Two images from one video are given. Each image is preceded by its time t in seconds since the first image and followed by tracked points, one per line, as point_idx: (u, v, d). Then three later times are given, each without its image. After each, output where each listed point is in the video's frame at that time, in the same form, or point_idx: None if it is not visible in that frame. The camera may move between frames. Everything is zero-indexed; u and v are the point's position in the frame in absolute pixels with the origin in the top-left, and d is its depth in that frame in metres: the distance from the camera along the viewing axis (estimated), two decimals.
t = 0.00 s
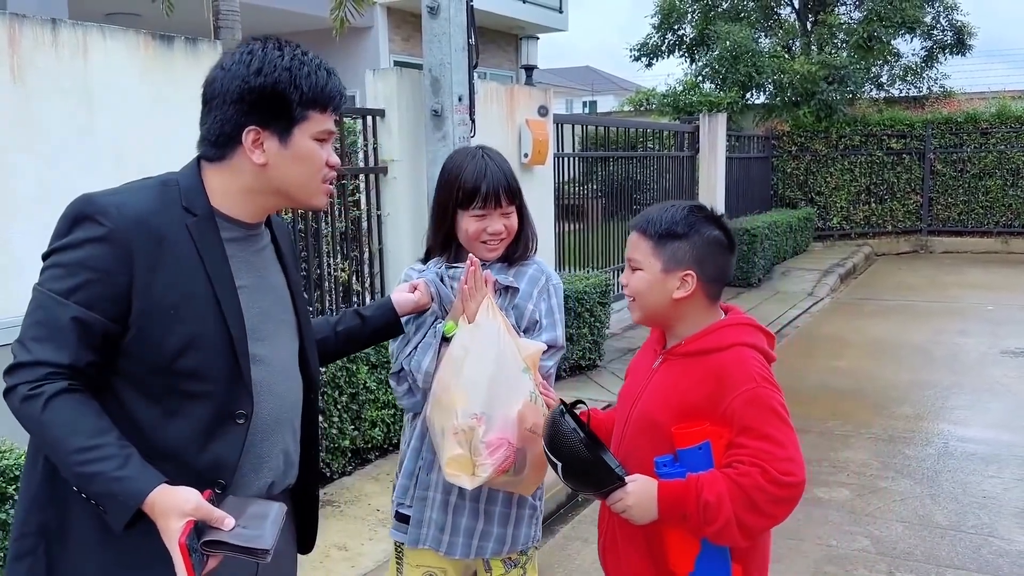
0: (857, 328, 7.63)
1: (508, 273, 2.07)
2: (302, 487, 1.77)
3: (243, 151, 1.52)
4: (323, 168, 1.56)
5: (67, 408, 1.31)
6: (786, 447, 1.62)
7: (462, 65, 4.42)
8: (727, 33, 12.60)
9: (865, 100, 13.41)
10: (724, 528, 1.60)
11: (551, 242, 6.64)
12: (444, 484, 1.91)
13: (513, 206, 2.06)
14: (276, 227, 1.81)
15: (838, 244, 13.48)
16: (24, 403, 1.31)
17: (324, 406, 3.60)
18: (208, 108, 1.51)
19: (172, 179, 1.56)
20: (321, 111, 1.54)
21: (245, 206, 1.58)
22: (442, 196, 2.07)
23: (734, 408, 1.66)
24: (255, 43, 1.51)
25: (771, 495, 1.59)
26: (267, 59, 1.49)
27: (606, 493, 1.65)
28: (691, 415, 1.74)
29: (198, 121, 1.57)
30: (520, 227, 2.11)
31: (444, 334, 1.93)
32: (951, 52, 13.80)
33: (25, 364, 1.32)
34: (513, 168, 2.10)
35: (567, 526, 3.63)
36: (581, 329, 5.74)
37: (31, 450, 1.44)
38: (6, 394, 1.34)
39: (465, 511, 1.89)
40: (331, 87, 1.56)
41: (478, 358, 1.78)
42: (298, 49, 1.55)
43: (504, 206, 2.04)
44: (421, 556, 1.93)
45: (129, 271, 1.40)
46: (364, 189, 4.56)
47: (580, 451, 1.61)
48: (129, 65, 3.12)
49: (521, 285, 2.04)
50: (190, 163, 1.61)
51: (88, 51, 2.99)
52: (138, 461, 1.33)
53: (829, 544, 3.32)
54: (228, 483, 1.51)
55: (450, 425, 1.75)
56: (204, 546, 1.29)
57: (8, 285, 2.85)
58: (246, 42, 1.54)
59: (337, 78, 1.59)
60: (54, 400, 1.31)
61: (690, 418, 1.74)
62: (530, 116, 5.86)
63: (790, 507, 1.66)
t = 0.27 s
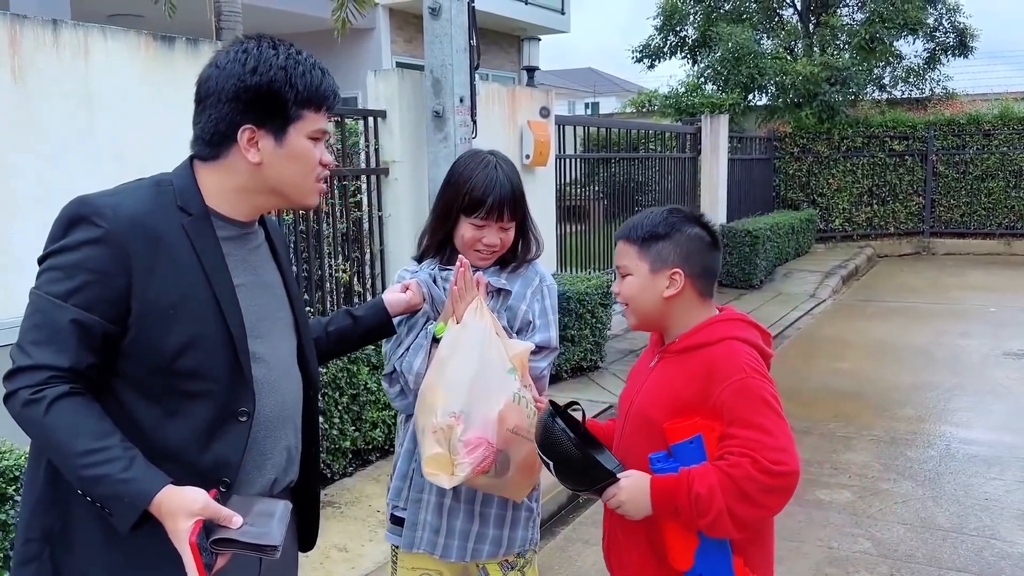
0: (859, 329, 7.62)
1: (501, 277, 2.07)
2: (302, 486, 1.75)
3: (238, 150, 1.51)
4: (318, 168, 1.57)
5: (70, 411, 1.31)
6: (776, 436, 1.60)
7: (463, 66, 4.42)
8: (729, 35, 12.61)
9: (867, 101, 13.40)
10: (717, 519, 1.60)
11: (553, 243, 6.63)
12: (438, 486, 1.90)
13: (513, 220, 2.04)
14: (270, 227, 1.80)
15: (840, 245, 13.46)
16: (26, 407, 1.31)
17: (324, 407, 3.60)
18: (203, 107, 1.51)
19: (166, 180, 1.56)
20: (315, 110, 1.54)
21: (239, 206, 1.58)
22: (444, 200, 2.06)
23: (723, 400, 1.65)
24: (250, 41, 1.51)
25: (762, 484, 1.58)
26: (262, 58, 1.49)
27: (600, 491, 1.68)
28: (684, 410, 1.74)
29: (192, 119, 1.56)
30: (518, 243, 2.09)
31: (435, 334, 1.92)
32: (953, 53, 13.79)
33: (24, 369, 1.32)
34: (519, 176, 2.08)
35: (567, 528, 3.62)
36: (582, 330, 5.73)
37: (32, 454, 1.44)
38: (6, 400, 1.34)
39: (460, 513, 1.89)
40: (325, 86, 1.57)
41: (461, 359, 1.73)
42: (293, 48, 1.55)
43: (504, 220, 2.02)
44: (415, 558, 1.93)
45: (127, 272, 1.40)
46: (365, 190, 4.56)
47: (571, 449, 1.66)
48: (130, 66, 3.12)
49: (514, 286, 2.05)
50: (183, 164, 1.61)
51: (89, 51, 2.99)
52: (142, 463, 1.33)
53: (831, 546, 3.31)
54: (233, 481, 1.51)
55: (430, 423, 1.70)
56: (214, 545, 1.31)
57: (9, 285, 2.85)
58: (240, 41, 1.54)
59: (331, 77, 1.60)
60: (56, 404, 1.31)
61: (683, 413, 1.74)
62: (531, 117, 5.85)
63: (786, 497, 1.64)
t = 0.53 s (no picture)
0: (859, 331, 7.60)
1: (505, 277, 2.06)
2: (301, 486, 1.73)
3: (226, 149, 1.51)
4: (308, 166, 1.56)
5: (65, 413, 1.30)
6: (796, 453, 1.58)
7: (464, 67, 4.41)
8: (730, 36, 12.62)
9: (868, 103, 13.39)
10: (730, 533, 1.58)
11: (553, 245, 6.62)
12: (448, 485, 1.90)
13: (519, 223, 2.03)
14: (266, 225, 1.79)
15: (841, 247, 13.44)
16: (20, 410, 1.30)
17: (323, 409, 3.59)
18: (191, 106, 1.50)
19: (157, 180, 1.55)
20: (304, 107, 1.54)
21: (231, 205, 1.57)
22: (450, 201, 2.05)
23: (743, 410, 1.63)
24: (238, 40, 1.51)
25: (777, 501, 1.56)
26: (249, 56, 1.48)
27: (608, 495, 1.67)
28: (702, 418, 1.72)
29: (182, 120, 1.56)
30: (525, 241, 2.08)
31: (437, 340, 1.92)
32: (954, 55, 13.79)
33: (18, 372, 1.31)
34: (526, 177, 2.06)
35: (568, 530, 3.61)
36: (582, 332, 5.72)
37: (29, 458, 1.43)
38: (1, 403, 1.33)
39: (471, 512, 1.88)
40: (314, 84, 1.56)
41: (456, 368, 1.72)
42: (282, 46, 1.55)
43: (509, 223, 2.01)
44: (430, 557, 1.93)
45: (120, 272, 1.39)
46: (365, 191, 4.55)
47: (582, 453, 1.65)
48: (130, 66, 3.11)
49: (519, 285, 2.04)
50: (174, 165, 1.60)
51: (89, 52, 2.98)
52: (140, 464, 1.32)
53: (832, 549, 3.30)
54: (231, 481, 1.50)
55: (424, 431, 1.70)
56: (213, 544, 1.30)
57: (7, 286, 2.85)
58: (229, 40, 1.54)
59: (321, 75, 1.59)
60: (51, 406, 1.30)
61: (701, 421, 1.72)
62: (532, 118, 5.85)
63: (803, 515, 1.62)
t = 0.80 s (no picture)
0: (859, 333, 7.60)
1: (510, 280, 2.05)
2: (301, 489, 1.72)
3: (218, 149, 1.50)
4: (303, 163, 1.55)
5: (60, 417, 1.30)
6: (832, 467, 1.58)
7: (463, 68, 4.41)
8: (729, 38, 12.64)
9: (867, 104, 13.40)
10: (769, 551, 1.58)
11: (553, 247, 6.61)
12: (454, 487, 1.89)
13: (521, 227, 2.02)
14: (265, 225, 1.78)
15: (841, 248, 13.44)
16: (15, 415, 1.29)
17: (323, 411, 3.58)
18: (183, 107, 1.50)
19: (153, 182, 1.54)
20: (296, 104, 1.53)
21: (225, 205, 1.56)
22: (456, 205, 2.05)
23: (778, 422, 1.62)
24: (225, 39, 1.50)
25: (816, 517, 1.56)
26: (237, 54, 1.48)
27: (639, 518, 1.64)
28: (731, 430, 1.70)
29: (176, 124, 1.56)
30: (530, 245, 2.07)
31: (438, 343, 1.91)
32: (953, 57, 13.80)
33: (13, 376, 1.30)
34: (530, 181, 2.06)
35: (568, 532, 3.61)
36: (582, 334, 5.71)
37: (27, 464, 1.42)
38: None
39: (476, 513, 1.87)
40: (305, 80, 1.55)
41: (451, 365, 1.70)
42: (272, 43, 1.54)
43: (512, 227, 2.00)
44: (434, 559, 1.92)
45: (114, 275, 1.38)
46: (364, 192, 4.54)
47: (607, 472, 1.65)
48: (130, 68, 3.10)
49: (524, 288, 2.04)
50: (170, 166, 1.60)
51: (88, 53, 2.97)
52: (135, 468, 1.32)
53: (833, 551, 3.29)
54: (229, 484, 1.49)
55: (422, 429, 1.69)
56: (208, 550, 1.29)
57: (6, 288, 2.84)
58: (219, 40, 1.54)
59: (312, 71, 1.58)
60: (46, 410, 1.29)
61: (730, 433, 1.71)
62: (531, 119, 5.84)
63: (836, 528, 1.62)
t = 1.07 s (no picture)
0: (858, 333, 7.61)
1: (514, 280, 2.04)
2: (305, 491, 1.71)
3: (215, 146, 1.48)
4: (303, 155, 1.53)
5: (59, 421, 1.28)
6: (859, 464, 1.64)
7: (463, 69, 4.40)
8: (727, 39, 12.67)
9: (865, 105, 13.41)
10: (802, 552, 1.61)
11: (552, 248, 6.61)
12: (446, 491, 1.88)
13: (526, 223, 2.02)
14: (267, 224, 1.77)
15: (839, 249, 13.45)
16: (14, 419, 1.28)
17: (323, 413, 3.57)
18: (178, 105, 1.48)
19: (152, 182, 1.53)
20: (290, 95, 1.50)
21: (225, 203, 1.53)
22: (461, 204, 2.04)
23: (806, 423, 1.67)
24: (216, 34, 1.48)
25: (847, 517, 1.60)
26: (228, 49, 1.45)
27: (670, 526, 1.64)
28: (756, 432, 1.74)
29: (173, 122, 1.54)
30: (534, 244, 2.07)
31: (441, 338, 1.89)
32: (950, 58, 13.82)
33: (12, 380, 1.29)
34: (535, 179, 2.05)
35: (569, 534, 3.60)
36: (582, 335, 5.71)
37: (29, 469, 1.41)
38: None
39: (468, 518, 1.87)
40: (298, 71, 1.52)
41: (456, 356, 1.69)
42: (262, 36, 1.52)
43: (517, 222, 2.00)
44: (422, 561, 1.93)
45: (112, 277, 1.37)
46: (364, 193, 4.54)
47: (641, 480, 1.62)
48: (130, 68, 3.10)
49: (527, 290, 2.02)
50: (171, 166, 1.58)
51: (87, 53, 2.96)
52: (133, 473, 1.30)
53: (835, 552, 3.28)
54: (231, 487, 1.47)
55: (424, 420, 1.67)
56: (207, 555, 1.26)
57: (6, 288, 2.82)
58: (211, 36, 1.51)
59: (304, 62, 1.56)
60: (45, 414, 1.28)
61: (754, 435, 1.74)
62: (531, 120, 5.84)
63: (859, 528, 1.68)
